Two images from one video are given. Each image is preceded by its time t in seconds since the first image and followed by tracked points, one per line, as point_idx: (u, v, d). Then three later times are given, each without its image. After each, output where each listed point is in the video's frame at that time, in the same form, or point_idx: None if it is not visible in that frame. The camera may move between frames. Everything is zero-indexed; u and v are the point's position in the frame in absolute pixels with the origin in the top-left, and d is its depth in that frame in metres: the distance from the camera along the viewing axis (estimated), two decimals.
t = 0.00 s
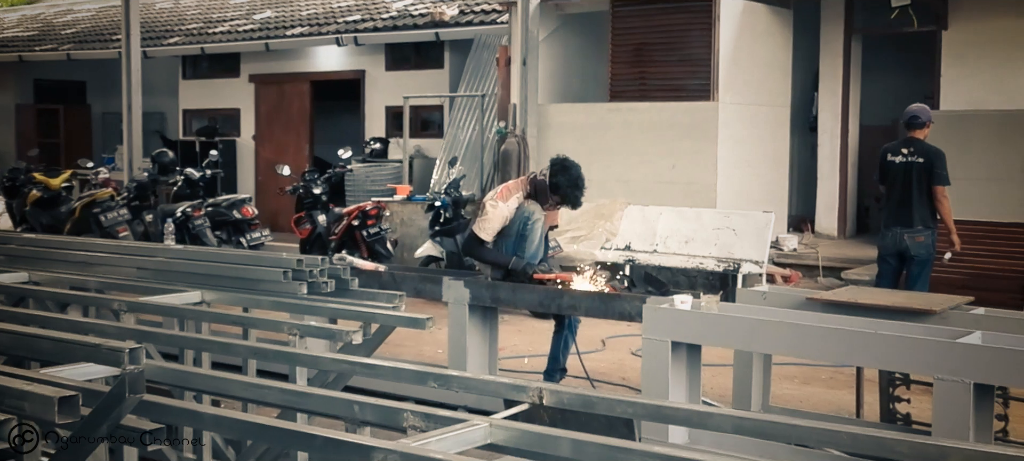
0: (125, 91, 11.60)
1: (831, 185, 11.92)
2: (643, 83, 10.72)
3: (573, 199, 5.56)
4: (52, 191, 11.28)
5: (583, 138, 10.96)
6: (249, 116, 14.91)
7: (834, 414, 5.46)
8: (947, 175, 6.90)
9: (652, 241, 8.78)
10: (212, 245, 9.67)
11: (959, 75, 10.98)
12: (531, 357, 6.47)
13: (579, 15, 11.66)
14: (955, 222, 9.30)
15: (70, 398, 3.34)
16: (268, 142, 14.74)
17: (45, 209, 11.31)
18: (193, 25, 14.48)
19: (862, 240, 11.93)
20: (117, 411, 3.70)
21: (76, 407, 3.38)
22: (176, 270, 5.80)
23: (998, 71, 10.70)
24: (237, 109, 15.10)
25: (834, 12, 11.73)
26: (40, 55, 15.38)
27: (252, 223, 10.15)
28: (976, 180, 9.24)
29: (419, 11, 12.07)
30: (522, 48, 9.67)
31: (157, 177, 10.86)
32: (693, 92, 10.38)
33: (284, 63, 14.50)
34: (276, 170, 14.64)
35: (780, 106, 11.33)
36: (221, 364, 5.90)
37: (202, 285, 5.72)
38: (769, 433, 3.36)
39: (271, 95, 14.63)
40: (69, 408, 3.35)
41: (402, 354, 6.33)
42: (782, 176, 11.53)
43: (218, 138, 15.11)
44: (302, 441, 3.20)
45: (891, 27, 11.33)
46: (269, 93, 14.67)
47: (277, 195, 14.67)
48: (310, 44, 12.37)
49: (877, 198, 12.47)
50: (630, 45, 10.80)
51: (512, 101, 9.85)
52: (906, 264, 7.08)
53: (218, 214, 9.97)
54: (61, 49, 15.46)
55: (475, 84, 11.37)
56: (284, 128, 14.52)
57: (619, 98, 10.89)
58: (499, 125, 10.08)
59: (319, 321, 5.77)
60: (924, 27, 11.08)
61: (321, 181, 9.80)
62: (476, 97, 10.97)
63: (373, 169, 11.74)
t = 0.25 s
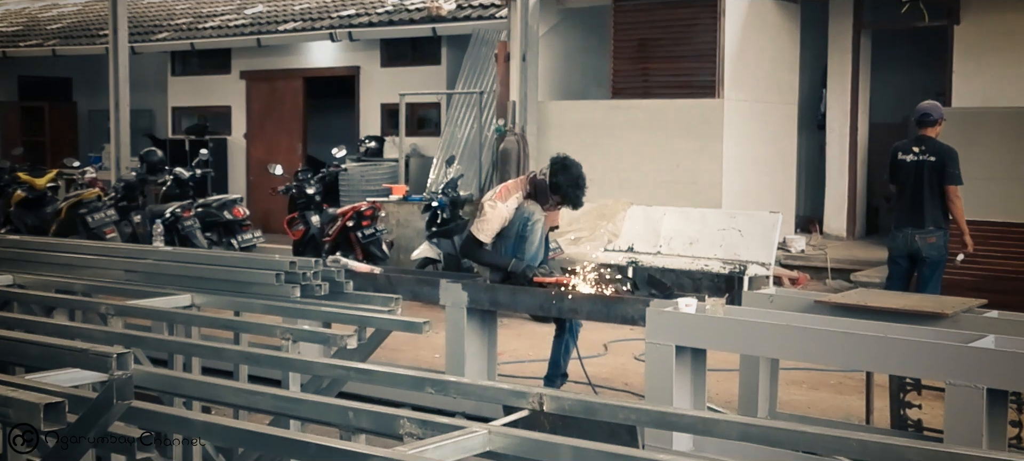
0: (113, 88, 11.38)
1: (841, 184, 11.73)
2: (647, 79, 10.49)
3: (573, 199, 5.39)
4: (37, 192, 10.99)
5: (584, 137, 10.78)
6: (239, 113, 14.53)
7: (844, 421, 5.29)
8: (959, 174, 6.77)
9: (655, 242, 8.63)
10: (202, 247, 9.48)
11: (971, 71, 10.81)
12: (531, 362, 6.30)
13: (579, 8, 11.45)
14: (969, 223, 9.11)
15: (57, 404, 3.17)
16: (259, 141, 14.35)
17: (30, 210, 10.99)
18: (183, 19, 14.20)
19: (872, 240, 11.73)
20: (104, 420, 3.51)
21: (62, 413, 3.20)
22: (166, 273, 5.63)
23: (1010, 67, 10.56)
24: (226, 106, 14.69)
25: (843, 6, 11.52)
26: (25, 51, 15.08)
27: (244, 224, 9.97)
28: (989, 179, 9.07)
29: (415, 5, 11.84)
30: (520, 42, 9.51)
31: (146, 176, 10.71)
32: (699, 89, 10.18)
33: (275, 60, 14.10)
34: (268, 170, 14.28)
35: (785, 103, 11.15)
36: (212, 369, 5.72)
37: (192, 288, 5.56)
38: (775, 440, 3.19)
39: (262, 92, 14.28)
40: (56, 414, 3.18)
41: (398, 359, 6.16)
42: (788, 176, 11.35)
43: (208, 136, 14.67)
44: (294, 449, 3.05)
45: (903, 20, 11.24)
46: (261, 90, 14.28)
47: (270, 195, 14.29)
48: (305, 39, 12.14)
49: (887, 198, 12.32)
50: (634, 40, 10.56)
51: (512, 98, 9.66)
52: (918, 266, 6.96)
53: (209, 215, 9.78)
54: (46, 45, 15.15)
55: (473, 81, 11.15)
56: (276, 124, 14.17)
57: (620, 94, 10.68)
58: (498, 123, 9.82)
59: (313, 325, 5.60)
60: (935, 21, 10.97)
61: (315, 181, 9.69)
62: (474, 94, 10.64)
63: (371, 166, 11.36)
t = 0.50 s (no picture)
0: (99, 86, 11.16)
1: (851, 185, 11.58)
2: (649, 75, 10.40)
3: (573, 200, 5.25)
4: (22, 192, 10.68)
5: (579, 137, 10.52)
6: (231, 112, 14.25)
7: (853, 427, 5.14)
8: (972, 173, 6.63)
9: (658, 243, 8.47)
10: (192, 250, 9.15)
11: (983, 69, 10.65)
12: (531, 367, 6.14)
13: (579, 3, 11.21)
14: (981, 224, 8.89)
15: (43, 410, 3.04)
16: (250, 139, 14.12)
17: (16, 211, 10.72)
18: (172, 15, 13.95)
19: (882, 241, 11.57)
20: (92, 426, 3.49)
21: (49, 419, 3.08)
22: (155, 275, 5.48)
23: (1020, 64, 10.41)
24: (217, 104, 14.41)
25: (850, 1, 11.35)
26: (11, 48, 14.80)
27: (235, 225, 9.64)
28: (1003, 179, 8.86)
29: None
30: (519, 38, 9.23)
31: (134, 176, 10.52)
32: (703, 86, 10.05)
33: (266, 56, 13.81)
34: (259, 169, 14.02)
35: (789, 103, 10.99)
36: (202, 375, 5.58)
37: (182, 292, 5.41)
38: (784, 447, 3.06)
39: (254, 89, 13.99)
40: (43, 421, 3.05)
41: (395, 363, 6.01)
42: (794, 177, 11.18)
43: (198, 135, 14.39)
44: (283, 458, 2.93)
45: (912, 18, 10.89)
46: (253, 87, 13.99)
47: (261, 196, 14.05)
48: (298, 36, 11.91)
49: (898, 198, 12.14)
50: (635, 36, 10.49)
51: (511, 96, 9.47)
52: (929, 269, 6.81)
53: (199, 215, 9.47)
54: (31, 41, 14.86)
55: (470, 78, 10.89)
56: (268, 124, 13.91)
57: (621, 93, 10.60)
58: (497, 122, 9.59)
59: (306, 329, 5.46)
60: (946, 16, 10.78)
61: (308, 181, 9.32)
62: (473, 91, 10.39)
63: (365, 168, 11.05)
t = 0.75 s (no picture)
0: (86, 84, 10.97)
1: (860, 185, 11.43)
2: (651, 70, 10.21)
3: (575, 200, 5.07)
4: (6, 193, 10.46)
5: (578, 134, 10.30)
6: (221, 110, 14.10)
7: (862, 436, 4.99)
8: (983, 173, 6.50)
9: (662, 246, 8.33)
10: (181, 252, 9.06)
11: (995, 67, 10.50)
12: (531, 373, 5.99)
13: None
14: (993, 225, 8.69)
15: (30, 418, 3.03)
16: (241, 138, 14.01)
17: None
18: (161, 11, 13.74)
19: (890, 243, 11.42)
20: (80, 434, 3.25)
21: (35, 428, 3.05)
22: (142, 278, 5.33)
23: None
24: (208, 102, 14.26)
25: None
26: None
27: (225, 227, 9.49)
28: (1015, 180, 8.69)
29: None
30: (518, 34, 9.12)
31: (121, 177, 10.37)
32: (706, 83, 9.92)
33: (260, 53, 13.67)
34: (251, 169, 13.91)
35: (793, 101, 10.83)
36: (192, 381, 5.43)
37: (170, 295, 5.26)
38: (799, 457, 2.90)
39: (245, 86, 13.86)
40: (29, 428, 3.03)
41: (390, 369, 5.85)
42: (799, 178, 11.02)
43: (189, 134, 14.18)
44: None
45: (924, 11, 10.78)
46: (244, 85, 13.86)
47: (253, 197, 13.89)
48: (290, 32, 11.73)
49: (907, 199, 12.06)
50: (637, 33, 10.32)
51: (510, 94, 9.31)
52: (940, 272, 6.65)
53: (188, 217, 9.31)
54: (15, 37, 14.61)
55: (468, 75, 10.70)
56: (260, 121, 13.81)
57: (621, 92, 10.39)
58: (495, 120, 9.43)
59: (298, 334, 5.31)
60: (959, 12, 10.62)
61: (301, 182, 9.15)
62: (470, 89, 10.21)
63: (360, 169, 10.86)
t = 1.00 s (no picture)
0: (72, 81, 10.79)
1: (869, 185, 11.26)
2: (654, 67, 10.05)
3: (575, 200, 4.92)
4: None
5: (583, 133, 10.11)
6: (211, 108, 13.77)
7: (872, 444, 4.83)
8: (996, 172, 6.37)
9: (665, 248, 8.20)
10: (169, 254, 8.84)
11: (1006, 63, 10.32)
12: (530, 378, 5.84)
13: None
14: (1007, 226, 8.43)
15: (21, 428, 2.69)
16: (231, 136, 13.68)
17: None
18: (148, 7, 13.55)
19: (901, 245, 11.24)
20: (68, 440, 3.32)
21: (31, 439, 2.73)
22: (130, 281, 5.18)
23: None
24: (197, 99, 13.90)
25: None
26: None
27: (216, 228, 9.35)
28: None
29: None
30: (519, 30, 8.96)
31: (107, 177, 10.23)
32: (709, 80, 9.78)
33: (251, 49, 13.38)
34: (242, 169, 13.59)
35: (798, 98, 10.62)
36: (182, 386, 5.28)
37: (159, 298, 5.11)
38: None
39: (236, 83, 13.54)
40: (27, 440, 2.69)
41: (386, 374, 5.70)
42: (807, 178, 10.83)
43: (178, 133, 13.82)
44: None
45: (934, 5, 10.64)
46: (235, 81, 13.55)
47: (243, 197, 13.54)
48: (282, 27, 11.54)
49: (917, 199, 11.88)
50: (640, 28, 10.15)
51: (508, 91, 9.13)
52: (951, 274, 6.54)
53: (177, 218, 9.18)
54: None
55: (465, 71, 10.47)
56: (251, 120, 13.47)
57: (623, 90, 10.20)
58: (493, 118, 9.28)
59: (291, 338, 5.16)
60: (969, 7, 10.41)
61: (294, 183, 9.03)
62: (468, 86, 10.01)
63: (355, 169, 10.66)
